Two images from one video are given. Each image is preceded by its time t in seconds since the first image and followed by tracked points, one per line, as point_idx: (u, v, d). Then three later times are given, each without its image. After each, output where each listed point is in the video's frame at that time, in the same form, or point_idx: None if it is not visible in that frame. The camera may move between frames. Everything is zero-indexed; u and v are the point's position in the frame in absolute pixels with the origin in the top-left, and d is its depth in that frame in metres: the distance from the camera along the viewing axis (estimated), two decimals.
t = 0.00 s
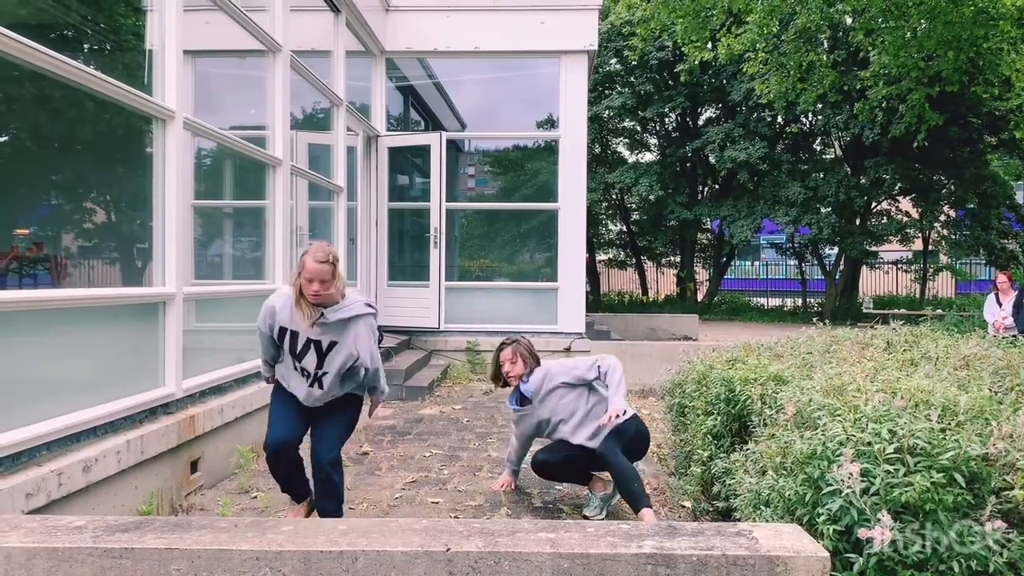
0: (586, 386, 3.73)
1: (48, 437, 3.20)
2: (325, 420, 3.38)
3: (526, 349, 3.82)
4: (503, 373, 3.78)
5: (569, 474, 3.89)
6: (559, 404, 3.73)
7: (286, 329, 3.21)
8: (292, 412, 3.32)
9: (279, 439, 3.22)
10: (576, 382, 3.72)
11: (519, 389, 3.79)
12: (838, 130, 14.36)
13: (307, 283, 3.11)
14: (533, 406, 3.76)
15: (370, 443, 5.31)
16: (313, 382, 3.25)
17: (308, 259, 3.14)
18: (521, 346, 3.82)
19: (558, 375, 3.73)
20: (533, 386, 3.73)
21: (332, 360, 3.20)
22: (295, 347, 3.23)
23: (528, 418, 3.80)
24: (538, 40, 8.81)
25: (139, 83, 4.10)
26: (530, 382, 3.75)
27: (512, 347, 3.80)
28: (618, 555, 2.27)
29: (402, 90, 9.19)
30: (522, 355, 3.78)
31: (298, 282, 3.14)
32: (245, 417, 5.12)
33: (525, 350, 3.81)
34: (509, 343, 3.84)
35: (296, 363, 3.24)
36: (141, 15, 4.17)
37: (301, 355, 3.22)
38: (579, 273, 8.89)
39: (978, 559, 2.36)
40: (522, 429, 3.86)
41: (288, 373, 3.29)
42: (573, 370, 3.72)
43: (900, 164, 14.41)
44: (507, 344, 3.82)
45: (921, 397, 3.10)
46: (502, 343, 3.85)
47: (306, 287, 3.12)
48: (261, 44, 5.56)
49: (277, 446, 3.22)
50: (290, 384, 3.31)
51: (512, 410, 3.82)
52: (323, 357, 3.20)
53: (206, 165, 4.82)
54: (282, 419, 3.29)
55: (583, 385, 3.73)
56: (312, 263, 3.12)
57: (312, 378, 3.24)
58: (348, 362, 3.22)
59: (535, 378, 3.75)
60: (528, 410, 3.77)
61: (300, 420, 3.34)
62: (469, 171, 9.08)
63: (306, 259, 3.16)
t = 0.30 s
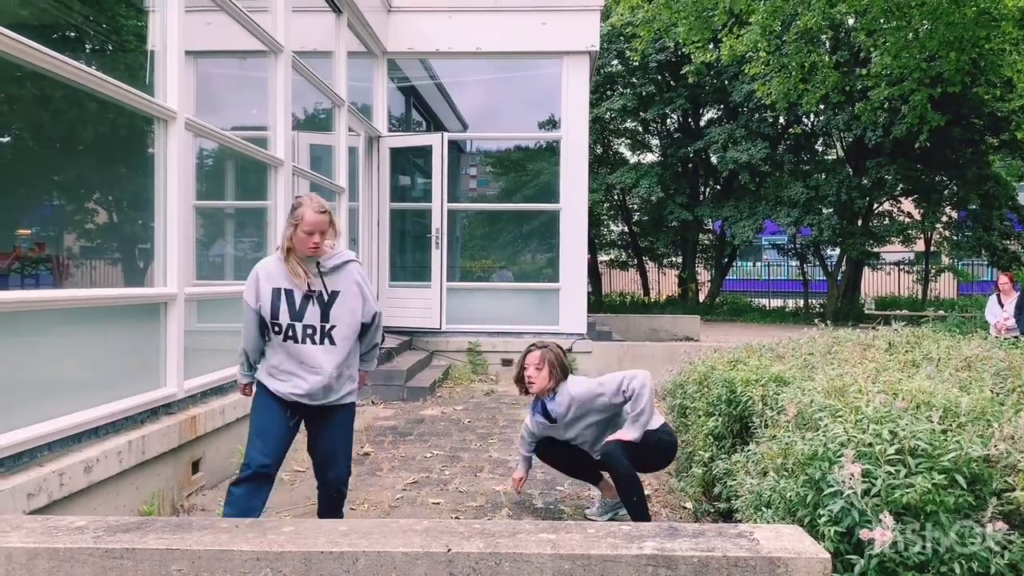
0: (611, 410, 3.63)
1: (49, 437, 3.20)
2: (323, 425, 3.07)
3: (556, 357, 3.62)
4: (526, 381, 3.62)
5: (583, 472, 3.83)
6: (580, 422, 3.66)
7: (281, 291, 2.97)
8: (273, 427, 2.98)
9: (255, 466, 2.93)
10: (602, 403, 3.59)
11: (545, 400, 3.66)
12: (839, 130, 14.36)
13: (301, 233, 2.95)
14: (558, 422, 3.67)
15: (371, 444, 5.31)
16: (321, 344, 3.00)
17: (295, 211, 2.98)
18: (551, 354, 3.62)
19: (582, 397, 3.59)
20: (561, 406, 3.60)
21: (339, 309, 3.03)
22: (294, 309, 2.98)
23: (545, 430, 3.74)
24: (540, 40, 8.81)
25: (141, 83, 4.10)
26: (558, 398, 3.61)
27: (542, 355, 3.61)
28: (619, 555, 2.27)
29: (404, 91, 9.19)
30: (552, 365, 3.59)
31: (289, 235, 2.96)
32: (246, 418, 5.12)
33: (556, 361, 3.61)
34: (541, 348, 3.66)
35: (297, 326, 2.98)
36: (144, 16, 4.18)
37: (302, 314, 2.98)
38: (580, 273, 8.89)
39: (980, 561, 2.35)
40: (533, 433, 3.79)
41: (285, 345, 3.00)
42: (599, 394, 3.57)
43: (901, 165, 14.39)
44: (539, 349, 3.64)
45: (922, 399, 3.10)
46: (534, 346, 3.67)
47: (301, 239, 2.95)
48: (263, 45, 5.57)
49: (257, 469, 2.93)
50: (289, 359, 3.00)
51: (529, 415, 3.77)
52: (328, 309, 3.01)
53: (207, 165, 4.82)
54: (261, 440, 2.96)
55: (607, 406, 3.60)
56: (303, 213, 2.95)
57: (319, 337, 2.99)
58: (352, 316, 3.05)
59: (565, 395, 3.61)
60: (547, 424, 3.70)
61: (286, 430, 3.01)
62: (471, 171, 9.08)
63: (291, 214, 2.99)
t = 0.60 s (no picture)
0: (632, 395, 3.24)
1: (49, 438, 3.21)
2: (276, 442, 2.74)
3: (581, 326, 3.17)
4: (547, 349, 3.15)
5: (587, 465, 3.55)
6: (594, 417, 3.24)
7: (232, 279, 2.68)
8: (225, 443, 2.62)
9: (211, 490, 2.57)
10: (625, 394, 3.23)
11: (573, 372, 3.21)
12: (839, 131, 14.36)
13: (264, 218, 2.71)
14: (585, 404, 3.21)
15: (371, 444, 5.31)
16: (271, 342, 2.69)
17: (260, 194, 2.75)
18: (574, 320, 3.16)
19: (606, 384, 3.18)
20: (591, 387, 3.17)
21: (297, 305, 2.72)
22: (246, 301, 2.68)
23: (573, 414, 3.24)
24: (540, 40, 8.82)
25: (141, 84, 4.10)
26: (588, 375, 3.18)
27: (563, 320, 3.15)
28: (619, 556, 2.27)
29: (404, 91, 9.19)
30: (574, 334, 3.14)
31: (251, 219, 2.72)
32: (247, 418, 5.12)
33: (580, 329, 3.17)
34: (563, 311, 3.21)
35: (246, 320, 2.67)
36: (144, 16, 4.18)
37: (254, 308, 2.67)
38: (580, 273, 8.89)
39: (980, 561, 2.35)
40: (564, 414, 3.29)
41: (230, 341, 2.67)
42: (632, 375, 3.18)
43: (902, 165, 14.39)
44: (561, 312, 3.18)
45: (922, 399, 3.10)
46: (557, 309, 3.22)
47: (264, 224, 2.71)
48: (263, 45, 5.56)
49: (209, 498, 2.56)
50: (230, 357, 2.66)
51: (548, 382, 3.27)
52: (284, 306, 2.70)
53: (208, 166, 4.83)
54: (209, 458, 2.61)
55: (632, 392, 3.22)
56: (273, 195, 2.73)
57: (270, 334, 2.69)
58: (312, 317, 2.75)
59: (593, 367, 3.18)
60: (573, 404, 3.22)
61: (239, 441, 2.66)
62: (472, 171, 9.08)
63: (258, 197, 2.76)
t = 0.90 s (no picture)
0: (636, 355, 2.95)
1: (49, 439, 3.21)
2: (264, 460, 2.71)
3: (597, 242, 3.02)
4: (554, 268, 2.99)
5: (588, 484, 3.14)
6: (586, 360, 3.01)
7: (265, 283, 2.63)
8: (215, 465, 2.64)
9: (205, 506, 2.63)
10: (622, 350, 2.95)
11: (586, 296, 3.01)
12: (839, 130, 14.36)
13: (294, 218, 2.65)
14: (587, 337, 2.98)
15: (371, 445, 5.31)
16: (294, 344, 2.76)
17: (287, 192, 2.65)
18: (588, 238, 3.00)
19: (612, 328, 2.93)
20: (597, 325, 2.94)
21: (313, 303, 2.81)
22: (276, 305, 2.66)
23: (571, 341, 3.02)
24: (539, 41, 8.83)
25: (140, 85, 4.10)
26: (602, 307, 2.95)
27: (575, 237, 2.99)
28: (618, 557, 2.26)
29: (403, 92, 9.18)
30: (590, 252, 2.97)
31: (277, 218, 2.65)
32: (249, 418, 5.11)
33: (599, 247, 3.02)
34: (576, 229, 3.04)
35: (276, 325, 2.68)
36: (143, 17, 4.18)
37: (284, 311, 2.69)
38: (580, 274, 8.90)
39: (979, 562, 2.34)
40: (564, 340, 3.04)
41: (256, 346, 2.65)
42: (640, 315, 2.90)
43: (901, 165, 14.38)
44: (575, 228, 3.02)
45: (921, 399, 3.11)
46: (566, 224, 3.05)
47: (293, 224, 2.66)
48: (262, 46, 5.57)
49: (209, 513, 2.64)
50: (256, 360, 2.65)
51: (551, 306, 3.07)
52: (307, 306, 2.78)
53: (207, 167, 4.83)
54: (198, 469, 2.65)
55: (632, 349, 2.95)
56: (302, 195, 2.67)
57: (294, 335, 2.75)
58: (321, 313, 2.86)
59: (608, 302, 2.94)
60: (577, 330, 3.00)
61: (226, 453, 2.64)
62: (471, 172, 9.08)
63: (281, 192, 2.66)
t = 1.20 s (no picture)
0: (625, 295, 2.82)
1: (47, 440, 3.21)
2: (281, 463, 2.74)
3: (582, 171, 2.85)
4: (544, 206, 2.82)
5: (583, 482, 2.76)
6: (568, 301, 2.77)
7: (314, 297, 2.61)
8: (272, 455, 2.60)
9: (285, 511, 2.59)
10: (611, 288, 2.76)
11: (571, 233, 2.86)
12: (838, 129, 14.38)
13: (330, 230, 2.64)
14: (573, 269, 2.76)
15: (370, 446, 5.31)
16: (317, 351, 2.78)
17: (325, 204, 2.62)
18: (574, 169, 2.82)
19: (606, 261, 2.77)
20: (589, 258, 2.76)
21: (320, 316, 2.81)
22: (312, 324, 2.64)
23: (551, 276, 2.76)
24: (537, 41, 8.83)
25: (138, 86, 4.10)
26: (590, 240, 2.83)
27: (563, 171, 2.80)
28: (616, 557, 2.26)
29: (402, 92, 9.17)
30: (577, 186, 2.83)
31: (312, 231, 2.62)
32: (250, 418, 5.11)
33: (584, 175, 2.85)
34: (560, 161, 2.83)
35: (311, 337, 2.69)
36: (141, 18, 4.18)
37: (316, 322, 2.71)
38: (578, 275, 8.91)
39: (977, 561, 2.35)
40: (546, 279, 2.77)
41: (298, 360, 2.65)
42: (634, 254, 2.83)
43: (900, 165, 14.39)
44: (561, 161, 2.81)
45: (920, 398, 3.12)
46: (548, 159, 2.83)
47: (330, 237, 2.65)
48: (260, 47, 5.57)
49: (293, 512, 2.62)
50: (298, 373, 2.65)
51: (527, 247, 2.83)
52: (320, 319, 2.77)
53: (205, 168, 4.82)
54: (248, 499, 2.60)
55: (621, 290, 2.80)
56: (336, 206, 2.65)
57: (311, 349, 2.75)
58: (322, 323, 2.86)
59: (598, 236, 2.84)
60: (562, 266, 2.76)
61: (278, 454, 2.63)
62: (470, 172, 9.08)
63: (318, 206, 2.62)
